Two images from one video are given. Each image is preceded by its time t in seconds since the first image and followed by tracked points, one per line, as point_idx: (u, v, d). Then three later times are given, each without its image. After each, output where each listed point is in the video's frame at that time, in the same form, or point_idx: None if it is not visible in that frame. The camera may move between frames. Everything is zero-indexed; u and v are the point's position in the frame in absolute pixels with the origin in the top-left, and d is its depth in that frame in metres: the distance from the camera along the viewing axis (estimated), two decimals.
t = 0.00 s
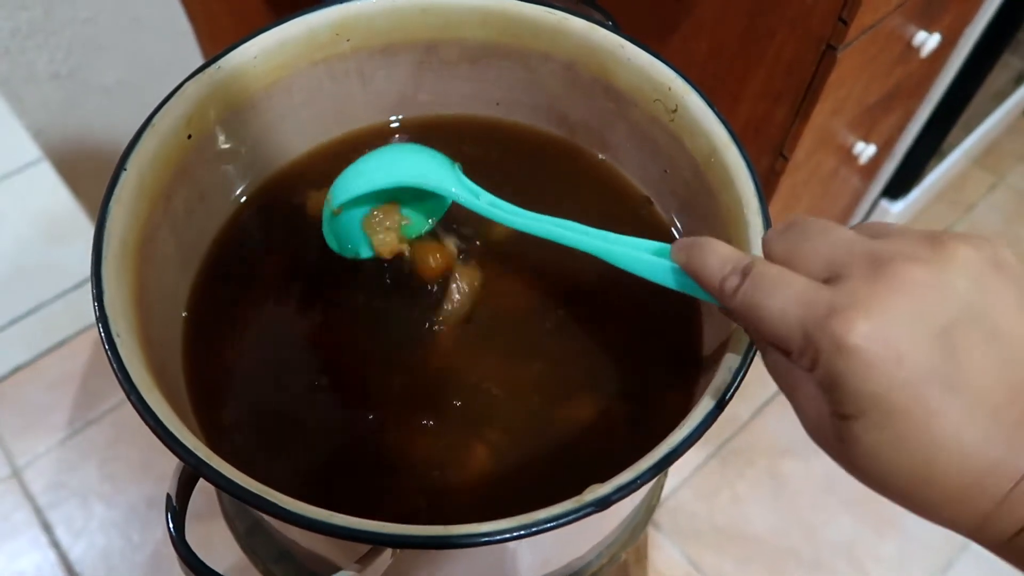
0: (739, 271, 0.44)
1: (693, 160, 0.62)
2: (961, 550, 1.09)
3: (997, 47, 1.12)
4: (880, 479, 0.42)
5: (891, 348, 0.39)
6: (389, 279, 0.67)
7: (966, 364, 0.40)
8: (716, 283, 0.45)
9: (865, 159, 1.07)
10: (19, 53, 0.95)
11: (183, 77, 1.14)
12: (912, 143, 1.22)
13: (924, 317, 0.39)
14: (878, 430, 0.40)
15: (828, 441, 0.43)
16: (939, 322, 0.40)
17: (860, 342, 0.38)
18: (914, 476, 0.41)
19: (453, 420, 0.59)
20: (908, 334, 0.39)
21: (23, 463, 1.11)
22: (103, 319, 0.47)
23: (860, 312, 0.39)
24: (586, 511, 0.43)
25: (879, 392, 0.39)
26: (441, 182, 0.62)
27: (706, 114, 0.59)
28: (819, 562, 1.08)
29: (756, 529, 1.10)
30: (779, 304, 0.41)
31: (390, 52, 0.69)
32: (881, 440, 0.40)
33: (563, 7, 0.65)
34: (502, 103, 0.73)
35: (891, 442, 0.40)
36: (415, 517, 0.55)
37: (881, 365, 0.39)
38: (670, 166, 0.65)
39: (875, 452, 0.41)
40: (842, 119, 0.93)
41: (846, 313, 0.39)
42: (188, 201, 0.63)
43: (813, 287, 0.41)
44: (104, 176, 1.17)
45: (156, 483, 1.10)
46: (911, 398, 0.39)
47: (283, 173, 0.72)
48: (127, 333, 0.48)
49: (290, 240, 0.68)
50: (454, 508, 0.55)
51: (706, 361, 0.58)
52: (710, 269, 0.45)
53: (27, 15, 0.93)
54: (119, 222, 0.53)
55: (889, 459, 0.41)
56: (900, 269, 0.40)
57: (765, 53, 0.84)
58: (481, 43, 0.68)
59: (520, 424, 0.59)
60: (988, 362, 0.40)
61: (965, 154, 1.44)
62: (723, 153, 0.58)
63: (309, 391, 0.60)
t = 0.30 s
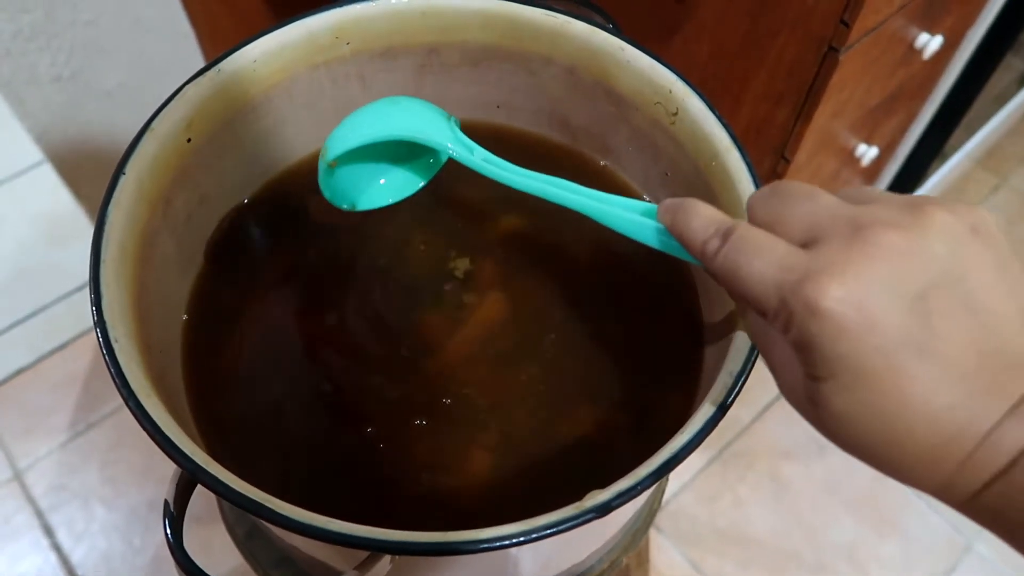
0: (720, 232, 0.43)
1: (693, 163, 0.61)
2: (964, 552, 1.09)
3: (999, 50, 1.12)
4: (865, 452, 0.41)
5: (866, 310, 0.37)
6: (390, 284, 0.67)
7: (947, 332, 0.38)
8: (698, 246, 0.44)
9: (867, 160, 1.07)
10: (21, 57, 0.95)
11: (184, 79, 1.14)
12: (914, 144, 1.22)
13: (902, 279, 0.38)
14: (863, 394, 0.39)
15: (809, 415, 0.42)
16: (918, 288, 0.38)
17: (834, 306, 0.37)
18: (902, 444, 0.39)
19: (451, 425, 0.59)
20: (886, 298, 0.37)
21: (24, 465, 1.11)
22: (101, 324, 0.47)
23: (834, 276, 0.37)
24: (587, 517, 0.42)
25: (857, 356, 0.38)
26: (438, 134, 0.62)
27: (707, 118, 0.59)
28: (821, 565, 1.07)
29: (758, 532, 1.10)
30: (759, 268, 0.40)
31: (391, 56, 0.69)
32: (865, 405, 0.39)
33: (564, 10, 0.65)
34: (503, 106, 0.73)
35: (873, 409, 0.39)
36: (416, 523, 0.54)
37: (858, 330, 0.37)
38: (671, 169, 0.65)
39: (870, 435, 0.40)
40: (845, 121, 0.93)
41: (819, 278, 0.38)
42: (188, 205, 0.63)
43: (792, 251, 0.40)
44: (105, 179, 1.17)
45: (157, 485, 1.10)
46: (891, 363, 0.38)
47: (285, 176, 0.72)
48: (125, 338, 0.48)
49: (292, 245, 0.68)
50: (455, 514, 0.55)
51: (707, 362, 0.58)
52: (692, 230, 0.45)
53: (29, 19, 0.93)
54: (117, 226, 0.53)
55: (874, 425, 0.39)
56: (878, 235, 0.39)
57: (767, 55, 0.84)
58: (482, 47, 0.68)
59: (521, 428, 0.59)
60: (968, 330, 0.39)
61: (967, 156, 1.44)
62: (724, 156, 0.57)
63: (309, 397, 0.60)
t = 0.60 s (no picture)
0: (669, 212, 0.46)
1: (693, 164, 0.61)
2: (965, 554, 1.08)
3: (1001, 50, 1.12)
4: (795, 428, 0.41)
5: (764, 280, 0.40)
6: (388, 289, 0.67)
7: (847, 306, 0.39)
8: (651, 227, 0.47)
9: (868, 161, 1.07)
10: (21, 58, 0.95)
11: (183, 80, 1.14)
12: (915, 145, 1.21)
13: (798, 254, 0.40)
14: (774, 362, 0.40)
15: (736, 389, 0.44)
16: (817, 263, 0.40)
17: (735, 275, 0.40)
18: (816, 414, 0.40)
19: (450, 431, 0.59)
20: (785, 269, 0.40)
21: (25, 467, 1.11)
22: (99, 327, 0.47)
23: (741, 252, 0.41)
24: (586, 521, 0.42)
25: (759, 322, 0.40)
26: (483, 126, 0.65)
27: (708, 119, 0.58)
28: (822, 566, 1.07)
29: (759, 533, 1.09)
30: (690, 244, 0.43)
31: (390, 57, 0.69)
32: (779, 373, 0.40)
33: (564, 11, 0.65)
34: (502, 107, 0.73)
35: (784, 377, 0.40)
36: (415, 527, 0.54)
37: (758, 297, 0.40)
38: (672, 170, 0.65)
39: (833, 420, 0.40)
40: (846, 122, 0.92)
41: (728, 253, 0.41)
42: (187, 207, 0.62)
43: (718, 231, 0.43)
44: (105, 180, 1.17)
45: (158, 487, 1.10)
46: (795, 332, 0.39)
47: (284, 178, 0.71)
48: (123, 341, 0.48)
49: (291, 250, 0.68)
50: (453, 519, 0.55)
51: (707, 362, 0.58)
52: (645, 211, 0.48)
53: (28, 20, 0.93)
54: (116, 228, 0.52)
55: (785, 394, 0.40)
56: (781, 218, 0.42)
57: (767, 56, 0.84)
58: (481, 48, 0.68)
59: (520, 432, 0.59)
60: (865, 303, 0.39)
61: (969, 156, 1.43)
62: (724, 158, 0.57)
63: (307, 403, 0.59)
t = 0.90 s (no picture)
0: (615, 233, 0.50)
1: (696, 166, 0.61)
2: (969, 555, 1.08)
3: (1005, 51, 1.11)
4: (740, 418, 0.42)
5: (691, 277, 0.42)
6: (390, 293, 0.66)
7: (760, 297, 0.41)
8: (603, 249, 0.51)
9: (871, 162, 1.06)
10: (22, 60, 0.95)
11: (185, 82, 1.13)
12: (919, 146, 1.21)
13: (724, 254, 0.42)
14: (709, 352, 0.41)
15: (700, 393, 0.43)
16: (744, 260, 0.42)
17: (666, 279, 0.43)
18: (753, 403, 0.40)
19: (452, 437, 0.59)
20: (712, 267, 0.42)
21: (27, 468, 1.10)
22: (100, 331, 0.47)
23: (673, 258, 0.44)
24: (589, 526, 0.42)
25: (691, 320, 0.42)
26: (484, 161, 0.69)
27: (711, 121, 0.58)
28: (825, 568, 1.07)
29: (762, 534, 1.09)
30: (631, 262, 0.47)
31: (391, 58, 0.69)
32: (728, 368, 0.41)
33: (566, 13, 0.65)
34: (504, 109, 0.73)
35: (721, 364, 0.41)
36: (416, 532, 0.54)
37: (687, 295, 0.42)
38: (675, 173, 0.64)
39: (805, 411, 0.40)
40: (848, 123, 0.92)
41: (662, 262, 0.44)
42: (188, 210, 0.62)
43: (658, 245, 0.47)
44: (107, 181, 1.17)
45: (159, 488, 1.10)
46: (721, 324, 0.41)
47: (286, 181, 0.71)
48: (123, 344, 0.48)
49: (293, 254, 0.68)
50: (454, 523, 0.54)
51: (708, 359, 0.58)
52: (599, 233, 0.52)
53: (30, 22, 0.93)
54: (116, 232, 0.52)
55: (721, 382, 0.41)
56: (713, 223, 0.44)
57: (769, 57, 0.83)
58: (483, 50, 0.68)
59: (522, 437, 0.58)
60: (783, 298, 0.40)
61: (973, 157, 1.43)
62: (728, 160, 0.57)
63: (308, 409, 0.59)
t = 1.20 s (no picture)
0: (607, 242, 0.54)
1: (702, 169, 0.61)
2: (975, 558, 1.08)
3: (1012, 52, 1.11)
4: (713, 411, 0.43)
5: (659, 272, 0.46)
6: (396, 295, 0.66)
7: (724, 285, 0.43)
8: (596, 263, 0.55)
9: (877, 164, 1.06)
10: (28, 62, 0.95)
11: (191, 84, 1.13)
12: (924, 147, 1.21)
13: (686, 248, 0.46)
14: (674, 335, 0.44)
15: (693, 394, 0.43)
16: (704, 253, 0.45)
17: (635, 272, 0.47)
18: (727, 398, 0.42)
19: (456, 441, 0.59)
20: (676, 261, 0.46)
21: (32, 468, 1.11)
22: (107, 334, 0.47)
23: (643, 253, 0.48)
24: (594, 531, 0.42)
25: (663, 310, 0.45)
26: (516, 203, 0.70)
27: (717, 124, 0.58)
28: (830, 570, 1.07)
29: (767, 536, 1.09)
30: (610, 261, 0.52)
31: (396, 61, 0.69)
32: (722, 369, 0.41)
33: (572, 15, 0.65)
34: (510, 112, 0.73)
35: (684, 348, 0.43)
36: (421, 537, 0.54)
37: (657, 286, 0.46)
38: (681, 176, 0.64)
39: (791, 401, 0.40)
40: (854, 125, 0.92)
41: (634, 258, 0.48)
42: (194, 212, 0.62)
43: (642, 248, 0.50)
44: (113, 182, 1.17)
45: (165, 489, 1.10)
46: (688, 311, 0.44)
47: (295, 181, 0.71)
48: (130, 347, 0.48)
49: (299, 256, 0.68)
50: (460, 528, 0.54)
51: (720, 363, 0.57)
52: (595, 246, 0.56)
53: (36, 23, 0.93)
54: (123, 235, 0.52)
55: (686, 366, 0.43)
56: (683, 220, 0.48)
57: (775, 59, 0.83)
58: (489, 53, 0.68)
59: (528, 440, 0.58)
60: (746, 287, 0.43)
61: (979, 158, 1.43)
62: (734, 163, 0.56)
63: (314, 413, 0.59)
